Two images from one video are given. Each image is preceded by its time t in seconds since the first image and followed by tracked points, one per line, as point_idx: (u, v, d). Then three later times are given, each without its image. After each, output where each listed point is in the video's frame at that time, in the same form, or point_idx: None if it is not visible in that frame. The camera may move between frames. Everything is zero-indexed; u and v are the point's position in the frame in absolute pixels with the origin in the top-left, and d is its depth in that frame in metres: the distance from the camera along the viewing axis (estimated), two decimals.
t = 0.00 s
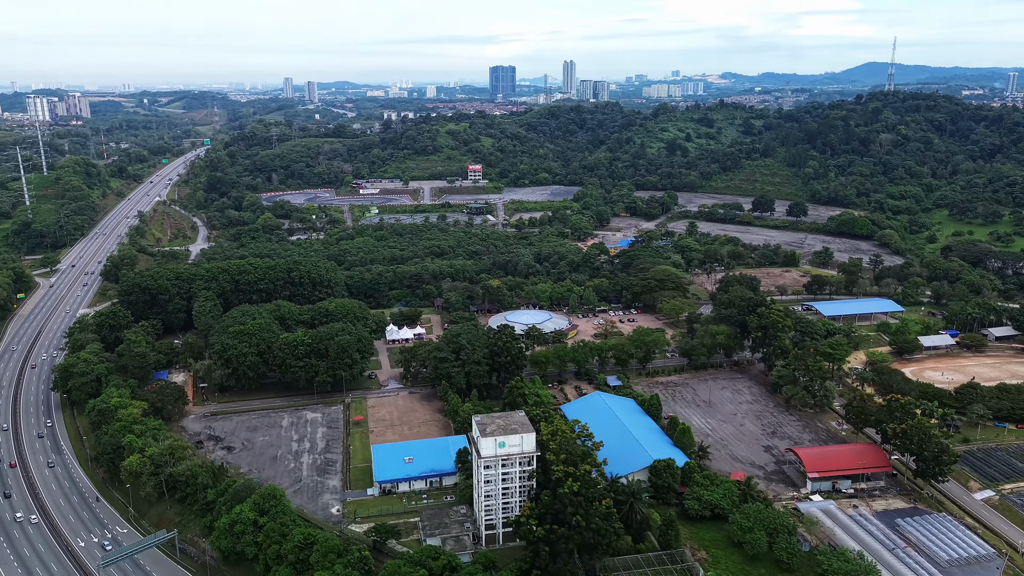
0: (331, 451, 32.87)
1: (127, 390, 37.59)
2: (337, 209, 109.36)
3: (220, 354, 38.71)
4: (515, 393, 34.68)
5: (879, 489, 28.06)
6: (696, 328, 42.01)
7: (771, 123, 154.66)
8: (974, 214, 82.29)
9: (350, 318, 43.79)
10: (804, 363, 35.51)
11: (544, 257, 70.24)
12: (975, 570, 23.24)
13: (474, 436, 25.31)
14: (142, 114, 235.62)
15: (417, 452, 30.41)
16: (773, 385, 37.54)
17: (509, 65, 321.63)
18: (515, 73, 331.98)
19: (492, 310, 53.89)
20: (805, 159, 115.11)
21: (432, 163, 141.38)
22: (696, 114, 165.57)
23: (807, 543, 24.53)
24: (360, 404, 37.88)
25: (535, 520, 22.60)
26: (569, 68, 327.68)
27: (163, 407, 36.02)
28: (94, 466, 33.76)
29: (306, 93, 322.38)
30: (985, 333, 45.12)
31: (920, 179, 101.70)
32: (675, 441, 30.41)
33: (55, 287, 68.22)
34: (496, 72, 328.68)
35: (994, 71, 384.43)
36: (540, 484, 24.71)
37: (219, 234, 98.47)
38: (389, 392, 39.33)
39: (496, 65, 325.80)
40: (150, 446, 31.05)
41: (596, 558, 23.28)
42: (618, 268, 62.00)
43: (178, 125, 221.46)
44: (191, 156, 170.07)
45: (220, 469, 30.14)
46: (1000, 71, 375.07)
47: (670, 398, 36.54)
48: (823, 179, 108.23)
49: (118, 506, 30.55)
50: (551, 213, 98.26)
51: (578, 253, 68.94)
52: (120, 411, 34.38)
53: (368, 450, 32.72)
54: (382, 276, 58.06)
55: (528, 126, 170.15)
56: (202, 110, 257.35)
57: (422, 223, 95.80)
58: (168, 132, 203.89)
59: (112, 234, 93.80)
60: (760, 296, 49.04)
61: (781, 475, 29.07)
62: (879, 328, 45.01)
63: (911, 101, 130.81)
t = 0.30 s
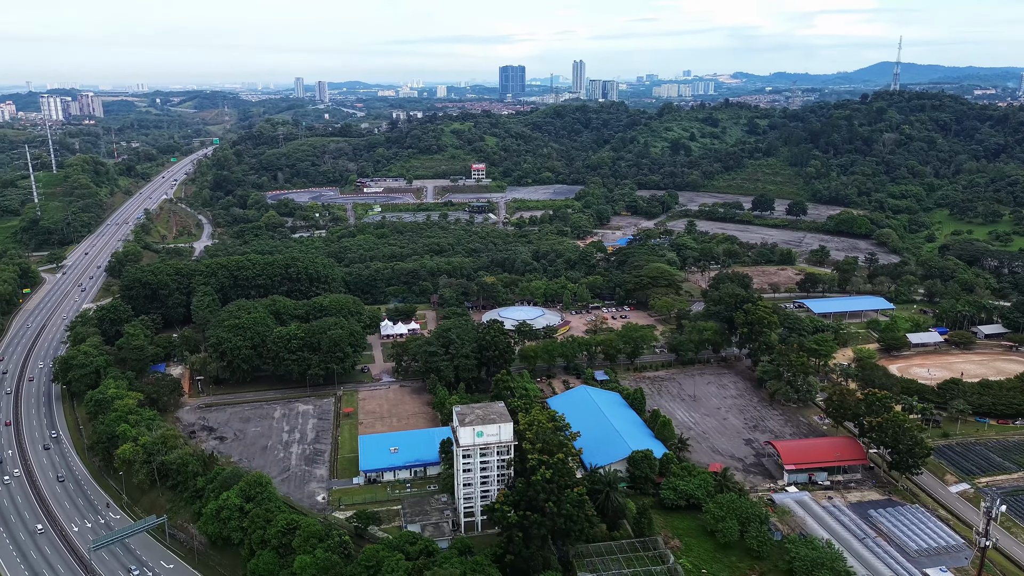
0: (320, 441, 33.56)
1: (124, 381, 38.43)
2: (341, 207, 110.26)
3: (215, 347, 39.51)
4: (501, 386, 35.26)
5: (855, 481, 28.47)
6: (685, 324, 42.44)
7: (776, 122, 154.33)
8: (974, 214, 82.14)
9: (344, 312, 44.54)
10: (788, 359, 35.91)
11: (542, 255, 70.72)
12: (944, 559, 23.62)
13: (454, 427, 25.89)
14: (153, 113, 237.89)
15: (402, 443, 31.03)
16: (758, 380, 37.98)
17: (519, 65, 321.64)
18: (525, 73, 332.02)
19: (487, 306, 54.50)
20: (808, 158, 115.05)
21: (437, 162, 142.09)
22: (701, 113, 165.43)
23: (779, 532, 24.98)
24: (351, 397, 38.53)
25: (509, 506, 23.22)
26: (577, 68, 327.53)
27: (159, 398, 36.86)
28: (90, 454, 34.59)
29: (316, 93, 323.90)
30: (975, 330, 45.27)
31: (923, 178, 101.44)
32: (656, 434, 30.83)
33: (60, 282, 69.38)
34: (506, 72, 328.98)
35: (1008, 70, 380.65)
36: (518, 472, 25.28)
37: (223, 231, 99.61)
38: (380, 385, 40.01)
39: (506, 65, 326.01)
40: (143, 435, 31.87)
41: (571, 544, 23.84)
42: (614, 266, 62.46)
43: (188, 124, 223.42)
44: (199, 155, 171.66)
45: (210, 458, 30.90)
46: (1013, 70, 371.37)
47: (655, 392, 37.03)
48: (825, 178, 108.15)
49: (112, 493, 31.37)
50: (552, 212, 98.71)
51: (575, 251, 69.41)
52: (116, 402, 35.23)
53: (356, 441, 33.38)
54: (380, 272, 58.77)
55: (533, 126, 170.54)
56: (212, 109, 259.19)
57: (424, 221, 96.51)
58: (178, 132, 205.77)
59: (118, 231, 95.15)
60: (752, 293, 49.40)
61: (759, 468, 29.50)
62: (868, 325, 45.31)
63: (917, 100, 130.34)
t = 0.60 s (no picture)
0: (310, 433, 34.25)
1: (121, 374, 39.23)
2: (344, 206, 111.08)
3: (210, 341, 40.30)
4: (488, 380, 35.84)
5: (831, 474, 28.95)
6: (673, 321, 42.93)
7: (780, 122, 154.13)
8: (973, 214, 82.09)
9: (338, 308, 45.30)
10: (772, 355, 36.36)
11: (539, 253, 71.20)
12: (912, 548, 24.02)
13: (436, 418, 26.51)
14: (164, 113, 240.01)
15: (389, 434, 31.66)
16: (743, 376, 38.44)
17: (529, 66, 321.81)
18: (534, 73, 332.15)
19: (481, 302, 55.13)
20: (809, 158, 115.06)
21: (440, 162, 142.80)
22: (705, 113, 165.37)
23: (752, 522, 25.45)
24: (343, 390, 39.30)
25: (485, 494, 23.78)
26: (585, 68, 327.52)
27: (155, 390, 37.66)
28: (87, 443, 35.40)
29: (326, 93, 325.52)
30: (963, 328, 45.50)
31: (924, 178, 101.29)
32: (638, 427, 31.32)
33: (65, 278, 70.41)
34: (515, 72, 329.29)
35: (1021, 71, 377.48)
36: (497, 462, 25.91)
37: (226, 230, 100.63)
38: (372, 379, 40.67)
39: (515, 65, 326.25)
40: (137, 425, 32.63)
41: (547, 531, 24.37)
42: (608, 264, 62.92)
43: (197, 124, 225.27)
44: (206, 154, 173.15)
45: (201, 448, 31.61)
46: None
47: (641, 387, 37.54)
48: (826, 178, 108.23)
49: (106, 481, 32.15)
50: (553, 211, 99.20)
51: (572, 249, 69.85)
52: (112, 393, 36.05)
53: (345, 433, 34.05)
54: (377, 269, 59.46)
55: (537, 126, 170.93)
56: (222, 109, 261.09)
57: (426, 219, 97.18)
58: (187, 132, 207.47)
59: (123, 229, 96.30)
60: (742, 291, 49.81)
61: (738, 460, 29.99)
62: (857, 323, 45.65)
63: (921, 100, 130.07)
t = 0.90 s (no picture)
0: (301, 425, 34.94)
1: (119, 366, 40.12)
2: (346, 205, 111.98)
3: (206, 335, 41.15)
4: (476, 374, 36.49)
5: (808, 466, 29.42)
6: (662, 317, 43.48)
7: (783, 123, 154.14)
8: (971, 214, 82.16)
9: (332, 304, 46.10)
10: (755, 350, 36.87)
11: (536, 251, 71.85)
12: (882, 538, 24.53)
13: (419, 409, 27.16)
14: (173, 114, 242.06)
15: (376, 426, 32.36)
16: (728, 371, 38.94)
17: (537, 67, 322.12)
18: (542, 74, 332.46)
19: (475, 299, 55.85)
20: (809, 158, 115.21)
21: (443, 162, 143.65)
22: (708, 114, 165.44)
23: (725, 511, 26.00)
24: (335, 383, 40.04)
25: (463, 481, 24.41)
26: (592, 69, 327.65)
27: (151, 382, 38.50)
28: (84, 434, 36.26)
29: (336, 94, 327.00)
30: (952, 326, 45.84)
31: (924, 179, 101.26)
32: (621, 421, 31.86)
33: (70, 275, 71.46)
34: (524, 73, 329.78)
35: None
36: (476, 452, 26.56)
37: (230, 228, 101.73)
38: (364, 373, 41.42)
39: (524, 67, 326.65)
40: (131, 416, 33.47)
41: (523, 519, 24.99)
42: (603, 262, 63.50)
43: (206, 124, 226.96)
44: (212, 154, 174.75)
45: (193, 438, 32.38)
46: None
47: (627, 382, 38.11)
48: (826, 178, 108.39)
49: (102, 470, 32.96)
50: (554, 210, 99.79)
51: (568, 247, 70.43)
52: (109, 385, 36.89)
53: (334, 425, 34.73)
54: (374, 267, 60.26)
55: (541, 126, 171.43)
56: (231, 110, 262.91)
57: (427, 219, 97.91)
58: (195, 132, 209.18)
59: (128, 228, 97.53)
60: (733, 289, 50.27)
61: (718, 453, 30.51)
62: (844, 321, 46.07)
63: (925, 101, 129.88)
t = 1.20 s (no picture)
0: (291, 418, 35.70)
1: (117, 360, 40.98)
2: (348, 205, 112.83)
3: (201, 330, 41.99)
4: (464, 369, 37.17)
5: (785, 459, 29.98)
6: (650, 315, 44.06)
7: (786, 124, 154.16)
8: (968, 215, 82.27)
9: (326, 300, 46.86)
10: (739, 347, 37.40)
11: (533, 250, 72.42)
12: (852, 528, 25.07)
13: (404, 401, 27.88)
14: (182, 115, 243.86)
15: (364, 418, 33.09)
16: (713, 368, 39.51)
17: (545, 69, 322.56)
18: (550, 75, 332.69)
19: (469, 297, 56.52)
20: (809, 159, 115.41)
21: (446, 162, 144.42)
22: (711, 115, 165.64)
23: (699, 501, 26.61)
24: (327, 378, 40.79)
25: (441, 470, 25.09)
26: (598, 70, 327.88)
27: (147, 375, 39.34)
28: (81, 425, 37.08)
29: (343, 95, 328.20)
30: (939, 325, 46.23)
31: (923, 180, 101.33)
32: (604, 414, 32.46)
33: (73, 273, 72.47)
34: (532, 74, 330.06)
35: None
36: (457, 442, 27.23)
37: (233, 227, 102.81)
38: (356, 368, 42.15)
39: (531, 68, 327.01)
40: (126, 407, 34.29)
41: (502, 507, 25.64)
42: (598, 261, 64.08)
43: (214, 125, 228.49)
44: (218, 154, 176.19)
45: (186, 429, 33.17)
46: None
47: (613, 377, 38.71)
48: (826, 179, 108.60)
49: (97, 460, 33.76)
50: (554, 210, 100.33)
51: (564, 246, 70.98)
52: (105, 378, 37.73)
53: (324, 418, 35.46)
54: (370, 265, 61.01)
55: (545, 127, 172.01)
56: (239, 111, 264.51)
57: (427, 218, 98.64)
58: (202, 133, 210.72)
59: (131, 226, 98.70)
60: (723, 287, 50.79)
61: (697, 446, 31.08)
62: (832, 319, 46.54)
63: (928, 102, 129.72)
